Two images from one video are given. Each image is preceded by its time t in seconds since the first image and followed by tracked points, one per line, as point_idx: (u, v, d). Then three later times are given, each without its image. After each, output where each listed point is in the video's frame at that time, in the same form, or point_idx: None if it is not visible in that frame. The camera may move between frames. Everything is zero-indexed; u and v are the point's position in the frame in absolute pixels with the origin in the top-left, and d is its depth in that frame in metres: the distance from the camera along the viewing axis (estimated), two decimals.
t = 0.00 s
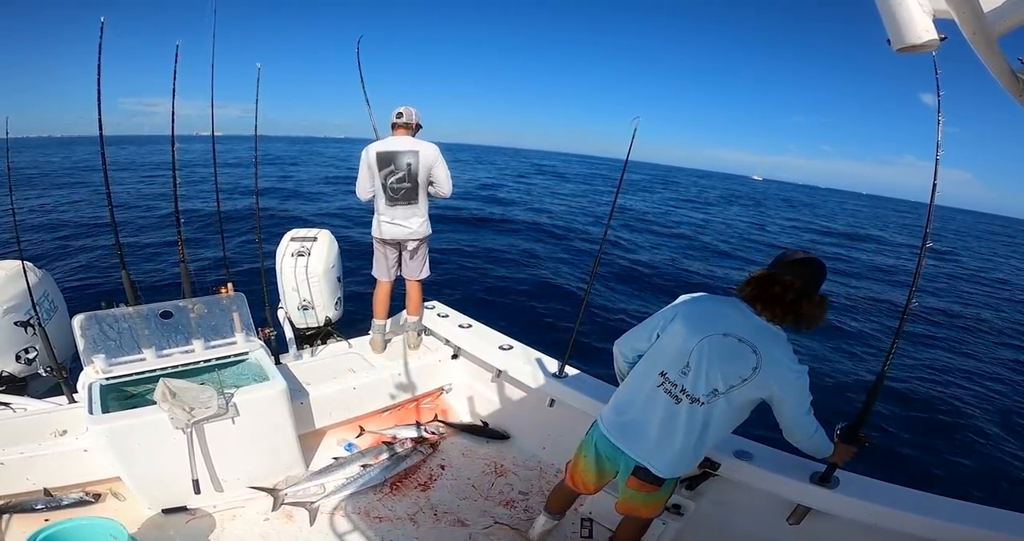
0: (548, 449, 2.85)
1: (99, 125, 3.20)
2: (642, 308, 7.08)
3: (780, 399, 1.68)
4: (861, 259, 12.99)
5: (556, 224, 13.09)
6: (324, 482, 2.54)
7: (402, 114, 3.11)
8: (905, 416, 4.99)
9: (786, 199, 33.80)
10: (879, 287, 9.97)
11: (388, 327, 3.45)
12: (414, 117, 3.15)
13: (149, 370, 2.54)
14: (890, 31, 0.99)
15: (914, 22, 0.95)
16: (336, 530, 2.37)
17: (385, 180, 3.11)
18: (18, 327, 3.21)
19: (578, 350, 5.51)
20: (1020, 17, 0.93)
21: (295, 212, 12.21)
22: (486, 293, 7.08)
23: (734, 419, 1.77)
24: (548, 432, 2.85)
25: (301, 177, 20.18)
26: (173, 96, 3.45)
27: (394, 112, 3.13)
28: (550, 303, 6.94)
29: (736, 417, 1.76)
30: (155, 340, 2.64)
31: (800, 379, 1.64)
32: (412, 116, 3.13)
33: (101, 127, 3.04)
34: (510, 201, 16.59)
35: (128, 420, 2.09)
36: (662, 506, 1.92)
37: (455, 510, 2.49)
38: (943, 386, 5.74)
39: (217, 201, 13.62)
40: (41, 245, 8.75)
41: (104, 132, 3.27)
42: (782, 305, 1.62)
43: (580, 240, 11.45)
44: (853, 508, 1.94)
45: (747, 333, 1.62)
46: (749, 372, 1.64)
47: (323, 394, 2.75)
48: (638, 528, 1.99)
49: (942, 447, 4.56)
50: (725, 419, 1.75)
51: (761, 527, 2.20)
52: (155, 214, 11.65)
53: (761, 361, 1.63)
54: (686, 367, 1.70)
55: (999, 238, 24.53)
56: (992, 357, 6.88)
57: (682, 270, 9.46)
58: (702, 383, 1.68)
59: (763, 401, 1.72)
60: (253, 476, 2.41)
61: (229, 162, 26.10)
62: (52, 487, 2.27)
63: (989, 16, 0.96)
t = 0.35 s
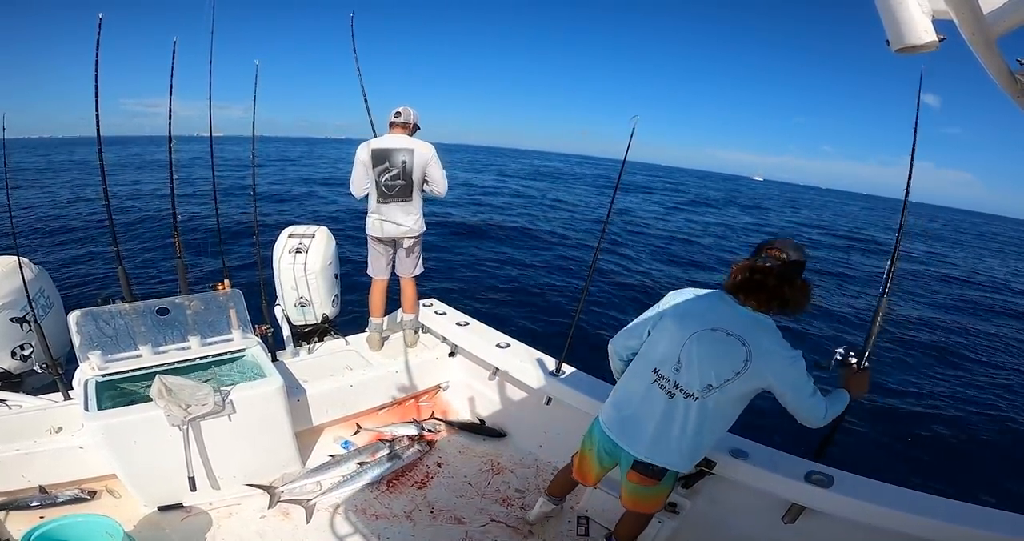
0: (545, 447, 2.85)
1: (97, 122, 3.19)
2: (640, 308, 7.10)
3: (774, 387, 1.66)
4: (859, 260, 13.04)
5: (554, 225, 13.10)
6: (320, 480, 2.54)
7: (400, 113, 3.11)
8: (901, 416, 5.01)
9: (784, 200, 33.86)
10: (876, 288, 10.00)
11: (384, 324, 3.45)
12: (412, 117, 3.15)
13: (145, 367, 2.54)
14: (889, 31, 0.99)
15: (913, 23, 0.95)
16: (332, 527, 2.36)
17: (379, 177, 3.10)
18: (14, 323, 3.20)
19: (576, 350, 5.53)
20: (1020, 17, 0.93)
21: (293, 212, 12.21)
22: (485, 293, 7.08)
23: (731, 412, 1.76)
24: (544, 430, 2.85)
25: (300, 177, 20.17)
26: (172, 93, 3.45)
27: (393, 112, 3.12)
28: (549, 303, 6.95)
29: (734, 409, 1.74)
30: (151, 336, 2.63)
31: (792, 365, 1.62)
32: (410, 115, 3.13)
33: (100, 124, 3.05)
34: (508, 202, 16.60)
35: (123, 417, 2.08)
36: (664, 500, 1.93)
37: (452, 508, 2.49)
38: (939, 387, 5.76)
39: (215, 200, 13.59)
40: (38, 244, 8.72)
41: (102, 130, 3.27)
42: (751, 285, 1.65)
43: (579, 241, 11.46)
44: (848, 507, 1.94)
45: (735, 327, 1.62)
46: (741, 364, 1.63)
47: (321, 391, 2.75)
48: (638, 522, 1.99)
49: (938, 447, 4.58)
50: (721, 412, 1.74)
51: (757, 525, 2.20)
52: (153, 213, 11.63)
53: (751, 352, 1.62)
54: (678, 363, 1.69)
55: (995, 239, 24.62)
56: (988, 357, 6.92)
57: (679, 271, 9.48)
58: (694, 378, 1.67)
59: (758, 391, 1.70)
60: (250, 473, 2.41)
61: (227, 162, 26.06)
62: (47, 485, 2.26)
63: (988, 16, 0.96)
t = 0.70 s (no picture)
0: (540, 450, 2.84)
1: (94, 121, 3.18)
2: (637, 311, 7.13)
3: (688, 367, 1.66)
4: (855, 261, 13.10)
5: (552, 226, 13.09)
6: (315, 482, 2.53)
7: (394, 112, 3.12)
8: (897, 419, 5.04)
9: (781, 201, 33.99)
10: (872, 289, 10.00)
11: (381, 327, 3.44)
12: (409, 115, 3.16)
13: (139, 368, 2.52)
14: (886, 36, 0.99)
15: (910, 28, 0.95)
16: (325, 530, 2.35)
17: (368, 170, 3.13)
18: (8, 323, 3.18)
19: (573, 352, 5.54)
20: (1015, 24, 0.93)
21: (290, 212, 12.19)
22: (482, 295, 7.09)
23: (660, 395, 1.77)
24: (540, 433, 2.85)
25: (298, 177, 20.16)
26: (171, 92, 3.45)
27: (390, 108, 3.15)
28: (546, 305, 6.97)
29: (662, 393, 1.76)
30: (146, 337, 2.62)
31: (697, 340, 1.63)
32: (405, 113, 3.13)
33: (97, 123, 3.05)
34: (506, 202, 16.59)
35: (117, 418, 2.07)
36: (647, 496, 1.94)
37: (447, 510, 2.48)
38: (934, 388, 5.80)
39: (213, 200, 13.57)
40: (34, 243, 8.69)
41: (100, 128, 3.26)
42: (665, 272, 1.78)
43: (577, 242, 11.48)
44: (842, 511, 1.94)
45: (645, 305, 1.72)
46: (652, 343, 1.69)
47: (317, 393, 2.75)
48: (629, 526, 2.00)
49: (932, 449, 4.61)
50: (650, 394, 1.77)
51: (753, 531, 2.19)
52: (150, 213, 11.61)
53: (660, 329, 1.67)
54: (611, 348, 1.83)
55: (992, 240, 24.70)
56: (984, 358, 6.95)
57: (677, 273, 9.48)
58: (620, 358, 1.79)
59: (679, 373, 1.71)
60: (244, 474, 2.39)
61: (225, 162, 26.03)
62: (38, 485, 2.24)
63: (985, 21, 0.96)
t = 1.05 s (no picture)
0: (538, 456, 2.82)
1: (93, 123, 3.18)
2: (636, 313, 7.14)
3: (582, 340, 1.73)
4: (854, 263, 13.14)
5: (551, 227, 13.06)
6: (312, 487, 2.52)
7: (396, 120, 3.13)
8: (894, 423, 5.04)
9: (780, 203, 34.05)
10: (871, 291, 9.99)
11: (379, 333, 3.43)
12: (411, 121, 3.16)
13: (135, 372, 2.50)
14: (884, 41, 0.98)
15: (908, 33, 0.94)
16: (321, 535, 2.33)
17: (365, 174, 3.15)
18: (5, 326, 3.18)
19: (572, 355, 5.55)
20: (1014, 28, 0.93)
21: (289, 213, 12.17)
22: (482, 296, 7.10)
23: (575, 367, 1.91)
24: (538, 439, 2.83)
25: (297, 177, 20.18)
26: (171, 93, 3.46)
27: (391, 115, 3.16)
28: (545, 306, 6.97)
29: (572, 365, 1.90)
30: (143, 341, 2.61)
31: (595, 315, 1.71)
32: (407, 119, 3.13)
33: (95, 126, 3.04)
34: (505, 203, 16.56)
35: (113, 422, 2.06)
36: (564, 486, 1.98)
37: (444, 516, 2.47)
38: (932, 391, 5.80)
39: (212, 200, 13.58)
40: (33, 244, 8.69)
41: (98, 130, 3.26)
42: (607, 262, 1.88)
43: (577, 243, 11.50)
44: (841, 517, 1.93)
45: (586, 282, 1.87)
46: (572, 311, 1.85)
47: (315, 398, 2.74)
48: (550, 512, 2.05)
49: (930, 453, 4.61)
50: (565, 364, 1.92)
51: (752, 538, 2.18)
52: (149, 214, 11.62)
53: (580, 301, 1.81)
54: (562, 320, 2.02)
55: (991, 242, 24.71)
56: (982, 361, 6.96)
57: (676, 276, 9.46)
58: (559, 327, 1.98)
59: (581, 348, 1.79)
60: (240, 479, 2.38)
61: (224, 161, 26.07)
62: (33, 488, 2.22)
63: (983, 26, 0.95)
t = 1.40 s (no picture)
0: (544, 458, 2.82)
1: (96, 126, 3.20)
2: (638, 313, 7.14)
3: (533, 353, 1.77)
4: (855, 262, 13.14)
5: (553, 227, 13.05)
6: (318, 490, 2.51)
7: (402, 127, 3.13)
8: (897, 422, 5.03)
9: (781, 202, 34.06)
10: (874, 290, 9.96)
11: (383, 336, 3.43)
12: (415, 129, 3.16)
13: (142, 378, 2.52)
14: (883, 39, 0.99)
15: (907, 31, 0.95)
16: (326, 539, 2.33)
17: (372, 179, 3.16)
18: (12, 334, 3.19)
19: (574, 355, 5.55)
20: (1013, 24, 0.93)
21: (291, 214, 12.17)
22: (483, 296, 7.11)
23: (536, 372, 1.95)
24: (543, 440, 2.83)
25: (299, 177, 20.22)
26: (172, 95, 3.47)
27: (396, 123, 3.16)
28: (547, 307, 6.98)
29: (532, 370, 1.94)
30: (149, 347, 2.62)
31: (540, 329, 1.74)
32: (411, 127, 3.14)
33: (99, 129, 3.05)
34: (507, 203, 16.55)
35: (121, 428, 2.07)
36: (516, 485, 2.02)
37: (451, 518, 2.48)
38: (934, 391, 5.80)
39: (214, 201, 13.60)
40: (36, 247, 8.71)
41: (102, 133, 3.27)
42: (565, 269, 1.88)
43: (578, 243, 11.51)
44: (850, 515, 1.92)
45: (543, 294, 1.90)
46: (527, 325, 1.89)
47: (320, 402, 2.75)
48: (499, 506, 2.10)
49: (933, 453, 4.60)
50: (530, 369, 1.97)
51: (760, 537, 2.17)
52: (151, 215, 11.65)
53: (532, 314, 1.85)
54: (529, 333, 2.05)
55: (994, 241, 24.64)
56: (983, 361, 6.97)
57: (679, 276, 9.44)
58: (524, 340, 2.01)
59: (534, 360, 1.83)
60: (246, 484, 2.39)
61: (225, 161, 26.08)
62: (41, 493, 2.24)
63: (982, 23, 0.96)
